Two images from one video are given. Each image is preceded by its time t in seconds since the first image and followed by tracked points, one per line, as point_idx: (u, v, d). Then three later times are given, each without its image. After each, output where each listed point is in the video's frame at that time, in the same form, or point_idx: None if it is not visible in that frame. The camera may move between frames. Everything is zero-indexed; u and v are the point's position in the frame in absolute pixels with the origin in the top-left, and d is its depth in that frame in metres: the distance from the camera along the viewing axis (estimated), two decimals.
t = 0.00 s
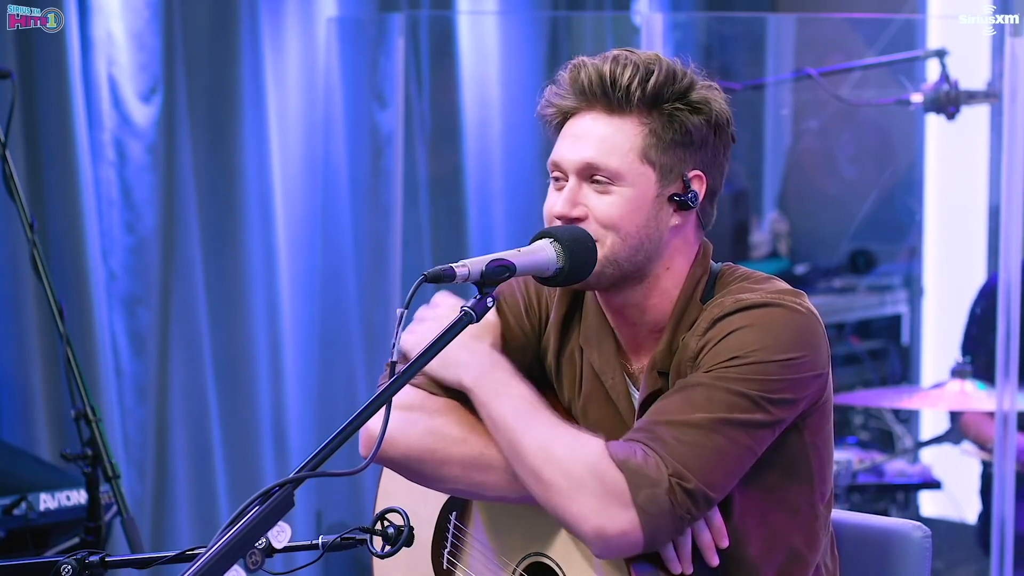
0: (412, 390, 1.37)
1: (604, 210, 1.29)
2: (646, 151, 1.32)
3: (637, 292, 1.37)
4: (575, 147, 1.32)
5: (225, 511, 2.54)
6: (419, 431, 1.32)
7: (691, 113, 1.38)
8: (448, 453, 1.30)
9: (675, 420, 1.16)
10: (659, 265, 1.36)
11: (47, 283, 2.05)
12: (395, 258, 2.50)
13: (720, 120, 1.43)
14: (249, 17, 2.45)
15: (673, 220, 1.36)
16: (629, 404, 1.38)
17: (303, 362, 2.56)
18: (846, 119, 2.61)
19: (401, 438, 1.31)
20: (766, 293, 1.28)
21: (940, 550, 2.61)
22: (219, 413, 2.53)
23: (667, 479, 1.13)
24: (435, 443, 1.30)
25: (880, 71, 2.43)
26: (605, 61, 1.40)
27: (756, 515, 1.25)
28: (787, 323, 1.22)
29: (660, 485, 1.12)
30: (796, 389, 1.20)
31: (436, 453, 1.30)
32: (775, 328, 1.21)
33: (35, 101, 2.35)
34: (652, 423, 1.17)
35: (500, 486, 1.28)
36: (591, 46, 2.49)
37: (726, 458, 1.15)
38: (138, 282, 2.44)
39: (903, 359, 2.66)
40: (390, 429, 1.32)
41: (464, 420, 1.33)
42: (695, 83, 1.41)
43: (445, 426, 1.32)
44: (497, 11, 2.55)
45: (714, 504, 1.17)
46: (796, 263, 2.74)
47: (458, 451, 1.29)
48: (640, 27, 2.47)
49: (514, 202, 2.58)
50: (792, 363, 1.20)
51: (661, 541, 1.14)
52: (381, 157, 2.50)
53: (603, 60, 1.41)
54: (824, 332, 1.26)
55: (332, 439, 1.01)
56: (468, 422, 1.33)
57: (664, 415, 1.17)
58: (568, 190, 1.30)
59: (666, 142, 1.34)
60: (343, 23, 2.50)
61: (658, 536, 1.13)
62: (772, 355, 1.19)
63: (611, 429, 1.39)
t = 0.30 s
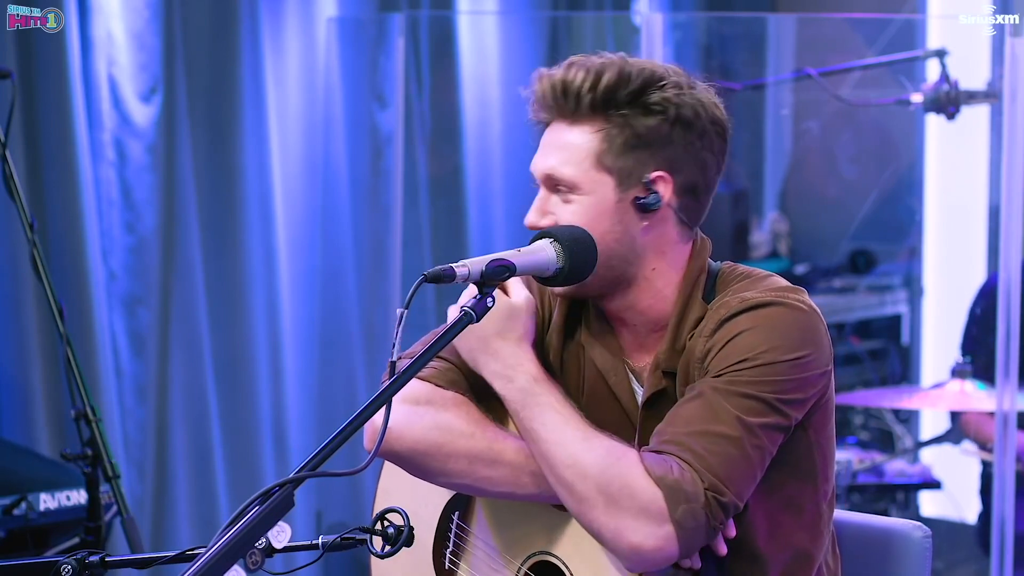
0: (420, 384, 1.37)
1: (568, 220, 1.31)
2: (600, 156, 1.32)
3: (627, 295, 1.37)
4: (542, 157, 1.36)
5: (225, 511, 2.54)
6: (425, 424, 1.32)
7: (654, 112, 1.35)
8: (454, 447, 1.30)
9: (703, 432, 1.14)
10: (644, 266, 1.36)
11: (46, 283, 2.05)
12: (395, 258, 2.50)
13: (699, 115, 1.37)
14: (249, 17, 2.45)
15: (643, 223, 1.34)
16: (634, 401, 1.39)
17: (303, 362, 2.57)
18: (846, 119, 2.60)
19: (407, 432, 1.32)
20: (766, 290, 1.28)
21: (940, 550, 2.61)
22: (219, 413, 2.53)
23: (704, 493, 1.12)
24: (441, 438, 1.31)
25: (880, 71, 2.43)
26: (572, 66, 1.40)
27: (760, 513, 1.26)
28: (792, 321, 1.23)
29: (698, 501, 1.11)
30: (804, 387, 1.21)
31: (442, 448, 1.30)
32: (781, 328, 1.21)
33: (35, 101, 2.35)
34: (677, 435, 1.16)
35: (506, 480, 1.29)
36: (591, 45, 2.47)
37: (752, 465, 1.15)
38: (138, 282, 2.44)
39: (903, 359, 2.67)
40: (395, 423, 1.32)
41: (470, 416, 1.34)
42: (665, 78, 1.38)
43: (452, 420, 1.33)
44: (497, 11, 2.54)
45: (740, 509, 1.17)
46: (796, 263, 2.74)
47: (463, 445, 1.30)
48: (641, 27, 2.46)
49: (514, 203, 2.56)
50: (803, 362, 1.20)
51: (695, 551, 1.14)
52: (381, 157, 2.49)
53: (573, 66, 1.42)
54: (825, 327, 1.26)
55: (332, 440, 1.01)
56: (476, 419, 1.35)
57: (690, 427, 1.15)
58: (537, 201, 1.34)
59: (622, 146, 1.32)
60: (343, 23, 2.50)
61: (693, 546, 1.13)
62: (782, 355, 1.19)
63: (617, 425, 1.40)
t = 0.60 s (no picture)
0: (424, 376, 1.40)
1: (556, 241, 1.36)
2: (571, 180, 1.35)
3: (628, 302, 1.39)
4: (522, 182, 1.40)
5: (225, 511, 2.54)
6: (426, 415, 1.33)
7: (619, 126, 1.35)
8: (453, 438, 1.30)
9: (705, 432, 1.15)
10: (640, 273, 1.37)
11: (46, 283, 2.05)
12: (395, 259, 2.50)
13: (663, 121, 1.36)
14: (249, 18, 2.45)
15: (627, 237, 1.36)
16: (637, 403, 1.38)
17: (303, 362, 2.57)
18: (846, 119, 2.58)
19: (408, 422, 1.32)
20: (771, 292, 1.28)
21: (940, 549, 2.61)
22: (219, 413, 2.53)
23: (703, 493, 1.11)
24: (440, 428, 1.31)
25: (880, 71, 2.42)
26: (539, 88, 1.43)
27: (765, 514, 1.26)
28: (797, 323, 1.23)
29: (697, 499, 1.11)
30: (809, 389, 1.20)
31: (441, 439, 1.31)
32: (785, 329, 1.21)
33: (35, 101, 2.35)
34: (680, 436, 1.16)
35: (504, 474, 1.27)
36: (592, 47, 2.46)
37: (755, 466, 1.14)
38: (138, 282, 2.44)
39: (903, 359, 2.70)
40: (397, 414, 1.33)
41: (470, 410, 1.34)
42: (626, 90, 1.38)
43: (453, 412, 1.33)
44: (497, 10, 2.53)
45: (743, 510, 1.16)
46: (796, 263, 2.72)
47: (461, 437, 1.30)
48: (640, 27, 2.45)
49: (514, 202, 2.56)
50: (806, 364, 1.20)
51: (697, 552, 1.13)
52: (381, 157, 2.49)
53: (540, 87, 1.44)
54: (830, 329, 1.26)
55: (332, 440, 1.01)
56: (478, 413, 1.34)
57: (694, 428, 1.16)
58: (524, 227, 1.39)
59: (589, 167, 1.34)
60: (343, 22, 2.49)
61: (695, 547, 1.13)
62: (785, 357, 1.19)
63: (620, 427, 1.39)
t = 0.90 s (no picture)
0: (426, 377, 1.40)
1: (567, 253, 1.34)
2: (585, 195, 1.33)
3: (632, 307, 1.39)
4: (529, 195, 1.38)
5: (225, 511, 2.54)
6: (429, 416, 1.33)
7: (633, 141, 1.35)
8: (455, 439, 1.31)
9: (711, 433, 1.15)
10: (645, 280, 1.37)
11: (46, 283, 2.05)
12: (396, 259, 2.49)
13: (674, 134, 1.36)
14: (249, 18, 2.45)
15: (643, 248, 1.36)
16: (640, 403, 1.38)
17: (303, 363, 2.57)
18: (846, 119, 2.57)
19: (411, 422, 1.33)
20: (776, 294, 1.29)
21: (940, 550, 2.61)
22: (219, 413, 2.53)
23: (710, 493, 1.12)
24: (443, 429, 1.32)
25: (880, 71, 2.42)
26: (546, 100, 1.40)
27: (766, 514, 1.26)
28: (802, 325, 1.23)
29: (703, 501, 1.11)
30: (814, 391, 1.20)
31: (443, 440, 1.31)
32: (790, 332, 1.22)
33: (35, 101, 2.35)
34: (686, 437, 1.16)
35: (507, 474, 1.28)
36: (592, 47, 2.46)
37: (761, 467, 1.14)
38: (138, 282, 2.45)
39: (903, 359, 2.69)
40: (400, 414, 1.33)
41: (473, 411, 1.35)
42: (636, 102, 1.36)
43: (455, 413, 1.34)
44: (497, 10, 2.53)
45: (749, 511, 1.16)
46: (796, 263, 2.72)
47: (464, 438, 1.31)
48: (640, 27, 2.45)
49: (513, 203, 2.55)
50: (811, 366, 1.20)
51: (704, 553, 1.13)
52: (381, 157, 2.49)
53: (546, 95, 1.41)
54: (834, 331, 1.26)
55: (332, 440, 1.01)
56: (481, 414, 1.35)
57: (700, 429, 1.16)
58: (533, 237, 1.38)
59: (604, 183, 1.33)
60: (343, 23, 2.49)
61: (702, 548, 1.12)
62: (791, 358, 1.20)
63: (624, 430, 1.39)
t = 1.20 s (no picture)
0: (426, 378, 1.40)
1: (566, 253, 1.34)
2: (586, 192, 1.33)
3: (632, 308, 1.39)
4: (529, 192, 1.38)
5: (225, 511, 2.54)
6: (431, 418, 1.33)
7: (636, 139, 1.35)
8: (458, 440, 1.31)
9: (716, 436, 1.15)
10: (645, 281, 1.37)
11: (46, 283, 2.05)
12: (395, 259, 2.49)
13: (676, 134, 1.37)
14: (249, 19, 2.45)
15: (643, 249, 1.36)
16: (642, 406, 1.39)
17: (302, 363, 2.57)
18: (846, 119, 2.57)
19: (412, 424, 1.32)
20: (777, 295, 1.29)
21: (940, 550, 2.62)
22: (219, 413, 2.53)
23: (716, 497, 1.11)
24: (445, 431, 1.32)
25: (880, 71, 2.42)
26: (549, 98, 1.40)
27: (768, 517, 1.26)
28: (804, 326, 1.23)
29: (710, 505, 1.11)
30: (816, 391, 1.20)
31: (446, 441, 1.31)
32: (793, 333, 1.22)
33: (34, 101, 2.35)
34: (690, 440, 1.16)
35: (510, 476, 1.28)
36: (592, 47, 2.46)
37: (766, 470, 1.14)
38: (138, 282, 2.45)
39: (903, 359, 2.69)
40: (402, 416, 1.33)
41: (475, 412, 1.35)
42: (638, 100, 1.37)
43: (457, 415, 1.34)
44: (497, 10, 2.52)
45: (754, 514, 1.17)
46: (796, 263, 2.71)
47: (467, 440, 1.31)
48: (641, 27, 2.45)
49: (514, 202, 2.55)
50: (814, 367, 1.20)
51: (710, 557, 1.13)
52: (381, 157, 2.48)
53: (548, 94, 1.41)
54: (835, 331, 1.26)
55: (331, 440, 1.00)
56: (482, 415, 1.35)
57: (704, 432, 1.16)
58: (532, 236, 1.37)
59: (605, 180, 1.33)
60: (343, 23, 2.49)
61: (708, 551, 1.12)
62: (794, 360, 1.19)
63: (626, 433, 1.40)
